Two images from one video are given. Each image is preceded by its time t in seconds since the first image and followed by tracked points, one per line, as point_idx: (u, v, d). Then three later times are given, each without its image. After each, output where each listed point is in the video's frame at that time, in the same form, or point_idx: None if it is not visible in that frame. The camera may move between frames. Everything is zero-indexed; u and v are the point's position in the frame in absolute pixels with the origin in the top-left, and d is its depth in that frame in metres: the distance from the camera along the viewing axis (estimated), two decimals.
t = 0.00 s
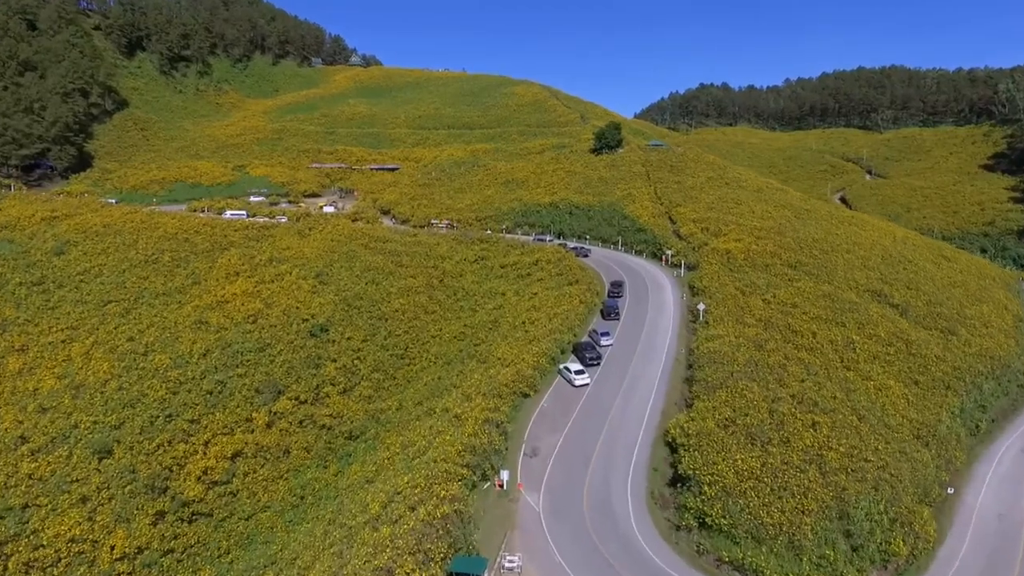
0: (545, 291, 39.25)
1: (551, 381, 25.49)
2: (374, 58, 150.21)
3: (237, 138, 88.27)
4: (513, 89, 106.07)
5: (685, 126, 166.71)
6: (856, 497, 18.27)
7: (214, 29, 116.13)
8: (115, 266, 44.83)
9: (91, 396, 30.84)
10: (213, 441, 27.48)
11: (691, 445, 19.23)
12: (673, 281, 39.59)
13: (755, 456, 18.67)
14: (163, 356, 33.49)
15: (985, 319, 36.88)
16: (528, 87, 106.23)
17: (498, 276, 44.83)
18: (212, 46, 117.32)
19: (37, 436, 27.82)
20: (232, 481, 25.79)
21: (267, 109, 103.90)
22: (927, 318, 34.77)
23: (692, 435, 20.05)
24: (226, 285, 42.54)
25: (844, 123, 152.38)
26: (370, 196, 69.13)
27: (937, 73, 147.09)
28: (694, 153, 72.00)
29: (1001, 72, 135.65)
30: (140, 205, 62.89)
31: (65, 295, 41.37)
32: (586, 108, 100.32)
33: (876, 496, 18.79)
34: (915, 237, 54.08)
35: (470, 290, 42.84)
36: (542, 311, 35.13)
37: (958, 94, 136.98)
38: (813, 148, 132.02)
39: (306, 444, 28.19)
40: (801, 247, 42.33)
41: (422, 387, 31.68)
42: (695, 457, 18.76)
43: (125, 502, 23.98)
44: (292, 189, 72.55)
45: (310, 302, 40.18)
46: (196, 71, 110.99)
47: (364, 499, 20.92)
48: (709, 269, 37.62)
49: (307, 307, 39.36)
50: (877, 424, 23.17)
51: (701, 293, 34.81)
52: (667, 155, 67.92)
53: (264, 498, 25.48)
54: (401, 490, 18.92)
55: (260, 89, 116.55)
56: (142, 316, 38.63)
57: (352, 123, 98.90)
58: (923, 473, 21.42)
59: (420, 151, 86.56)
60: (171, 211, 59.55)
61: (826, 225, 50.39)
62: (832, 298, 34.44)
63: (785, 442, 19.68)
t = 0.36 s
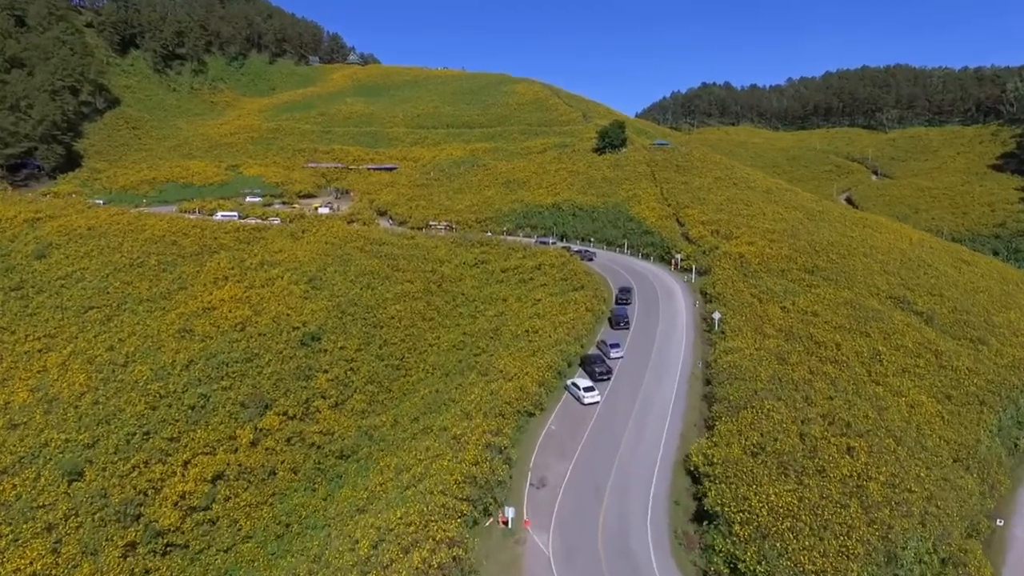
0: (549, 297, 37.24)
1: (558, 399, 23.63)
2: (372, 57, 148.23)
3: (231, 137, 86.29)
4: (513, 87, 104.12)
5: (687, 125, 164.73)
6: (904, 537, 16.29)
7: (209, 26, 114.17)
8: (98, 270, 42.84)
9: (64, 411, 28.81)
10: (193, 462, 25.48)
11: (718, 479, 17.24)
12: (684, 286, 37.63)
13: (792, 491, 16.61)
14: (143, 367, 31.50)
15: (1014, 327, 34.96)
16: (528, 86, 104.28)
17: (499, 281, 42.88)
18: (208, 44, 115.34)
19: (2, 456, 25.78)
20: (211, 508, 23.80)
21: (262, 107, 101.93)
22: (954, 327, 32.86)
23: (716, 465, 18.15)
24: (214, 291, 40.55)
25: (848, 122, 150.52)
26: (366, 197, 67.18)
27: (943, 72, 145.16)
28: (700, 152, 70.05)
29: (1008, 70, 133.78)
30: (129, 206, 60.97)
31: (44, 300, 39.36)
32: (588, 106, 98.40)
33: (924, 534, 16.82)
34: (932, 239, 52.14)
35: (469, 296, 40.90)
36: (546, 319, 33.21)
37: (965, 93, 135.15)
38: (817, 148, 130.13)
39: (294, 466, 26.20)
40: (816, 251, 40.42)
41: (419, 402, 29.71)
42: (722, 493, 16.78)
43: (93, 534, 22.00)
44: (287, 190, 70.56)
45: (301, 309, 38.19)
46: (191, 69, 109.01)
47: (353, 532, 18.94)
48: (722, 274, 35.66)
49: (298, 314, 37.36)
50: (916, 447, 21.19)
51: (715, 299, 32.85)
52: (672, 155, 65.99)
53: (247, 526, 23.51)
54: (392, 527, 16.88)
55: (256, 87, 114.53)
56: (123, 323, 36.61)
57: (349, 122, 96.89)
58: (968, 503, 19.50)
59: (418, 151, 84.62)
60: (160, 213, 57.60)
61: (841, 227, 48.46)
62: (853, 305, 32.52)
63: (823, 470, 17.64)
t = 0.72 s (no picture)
0: (555, 304, 35.24)
1: (568, 420, 21.69)
2: (370, 55, 146.17)
3: (226, 136, 84.30)
4: (514, 86, 102.10)
5: (690, 125, 162.70)
6: None
7: (205, 24, 112.20)
8: (79, 274, 40.73)
9: (32, 428, 26.71)
10: (169, 487, 23.43)
11: (754, 523, 15.21)
12: (696, 293, 35.58)
13: (842, 537, 14.50)
14: (120, 381, 29.41)
15: None
16: (530, 84, 102.24)
17: (501, 286, 40.87)
18: (203, 41, 113.31)
19: None
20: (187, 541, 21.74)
21: (258, 105, 99.94)
22: (987, 337, 30.84)
23: (748, 505, 16.19)
24: (201, 296, 38.54)
25: (854, 122, 148.42)
26: (363, 198, 65.14)
27: (950, 70, 143.13)
28: (706, 151, 68.02)
29: (1017, 69, 131.74)
30: (117, 207, 58.99)
31: (21, 306, 37.33)
32: (591, 104, 96.31)
33: None
34: (950, 242, 50.11)
35: (469, 303, 38.85)
36: (551, 329, 31.21)
37: (973, 92, 133.07)
38: (822, 148, 128.11)
39: (279, 491, 24.15)
40: (835, 255, 38.40)
41: (416, 420, 27.70)
42: (760, 540, 14.72)
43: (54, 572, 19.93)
44: (282, 190, 68.57)
45: (292, 316, 36.13)
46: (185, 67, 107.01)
47: None
48: (739, 280, 33.61)
49: (288, 322, 35.33)
50: (966, 476, 19.13)
51: (732, 308, 30.83)
52: (679, 154, 64.00)
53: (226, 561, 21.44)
54: None
55: (253, 85, 112.45)
56: (103, 331, 34.57)
57: (346, 121, 94.81)
58: None
59: (417, 150, 82.59)
60: (149, 214, 55.67)
61: (857, 229, 46.44)
62: (879, 315, 30.50)
63: (872, 508, 15.58)
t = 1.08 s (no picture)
0: (561, 312, 33.36)
1: (579, 448, 19.86)
2: (369, 53, 144.31)
3: (220, 135, 82.40)
4: (515, 84, 100.19)
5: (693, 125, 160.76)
6: None
7: (200, 21, 110.39)
8: (60, 278, 38.78)
9: None
10: (143, 515, 21.48)
11: None
12: (709, 299, 33.64)
13: None
14: (96, 396, 27.41)
15: None
16: (532, 82, 100.37)
17: (503, 291, 38.99)
18: (199, 39, 111.45)
19: None
20: None
21: (255, 104, 98.07)
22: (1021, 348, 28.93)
23: (789, 551, 14.31)
24: (187, 303, 36.63)
25: (859, 121, 146.52)
26: (360, 198, 63.26)
27: (957, 69, 141.25)
28: (714, 151, 66.13)
29: None
30: (106, 208, 57.10)
31: None
32: (594, 103, 94.39)
33: None
34: (970, 244, 48.22)
35: (469, 309, 36.99)
36: (558, 340, 29.35)
37: (980, 91, 131.17)
38: (828, 147, 126.28)
39: (264, 517, 22.23)
40: (855, 259, 36.52)
41: (413, 438, 25.78)
42: None
43: None
44: (276, 190, 66.68)
45: (283, 324, 34.23)
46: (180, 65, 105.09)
47: None
48: (756, 287, 31.71)
49: (279, 330, 33.42)
50: None
51: (749, 317, 28.90)
52: (685, 154, 62.13)
53: None
54: None
55: (249, 84, 110.52)
56: (82, 339, 32.59)
57: (344, 120, 92.92)
58: None
59: (416, 149, 80.71)
60: (138, 215, 53.79)
61: (874, 232, 44.57)
62: (907, 324, 28.56)
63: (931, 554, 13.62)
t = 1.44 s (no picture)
0: (567, 320, 31.52)
1: (591, 480, 18.13)
2: (368, 51, 142.39)
3: (215, 134, 80.46)
4: (517, 82, 98.24)
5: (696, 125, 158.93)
6: None
7: (196, 18, 108.60)
8: (40, 283, 36.83)
9: None
10: (112, 546, 19.50)
11: None
12: (725, 307, 31.77)
13: None
14: (69, 411, 25.45)
15: None
16: (533, 80, 98.40)
17: (506, 297, 37.10)
18: (195, 36, 109.64)
19: None
20: None
21: (251, 102, 96.17)
22: None
23: None
24: (172, 309, 34.71)
25: (864, 121, 144.60)
26: (357, 199, 61.34)
27: (963, 67, 139.36)
28: (722, 150, 64.19)
29: None
30: (94, 209, 55.18)
31: None
32: (597, 101, 92.45)
33: None
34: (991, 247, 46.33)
35: (470, 316, 35.15)
36: (565, 351, 27.50)
37: (988, 90, 129.22)
38: (833, 147, 124.38)
39: (247, 548, 20.11)
40: (876, 263, 34.65)
41: (409, 459, 23.86)
42: None
43: None
44: (271, 190, 64.78)
45: (273, 333, 32.32)
46: (176, 63, 103.18)
47: None
48: (775, 294, 29.82)
49: (269, 340, 31.53)
50: None
51: (770, 327, 27.07)
52: (693, 153, 60.20)
53: None
54: None
55: (246, 82, 108.58)
56: (58, 348, 30.61)
57: (342, 118, 90.96)
58: None
59: (415, 148, 78.76)
60: (126, 216, 51.90)
61: (893, 235, 42.66)
62: (941, 334, 26.60)
63: None
